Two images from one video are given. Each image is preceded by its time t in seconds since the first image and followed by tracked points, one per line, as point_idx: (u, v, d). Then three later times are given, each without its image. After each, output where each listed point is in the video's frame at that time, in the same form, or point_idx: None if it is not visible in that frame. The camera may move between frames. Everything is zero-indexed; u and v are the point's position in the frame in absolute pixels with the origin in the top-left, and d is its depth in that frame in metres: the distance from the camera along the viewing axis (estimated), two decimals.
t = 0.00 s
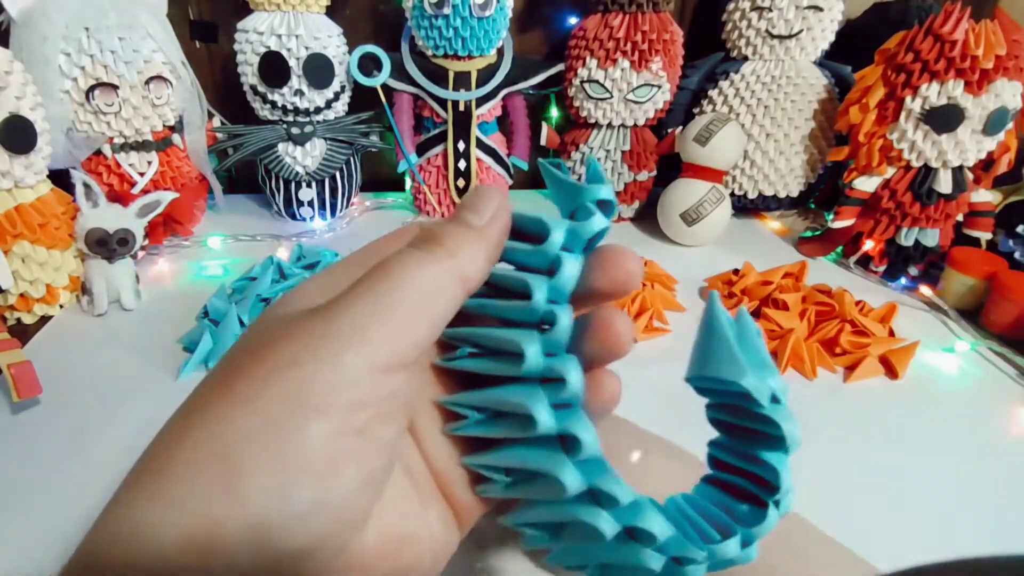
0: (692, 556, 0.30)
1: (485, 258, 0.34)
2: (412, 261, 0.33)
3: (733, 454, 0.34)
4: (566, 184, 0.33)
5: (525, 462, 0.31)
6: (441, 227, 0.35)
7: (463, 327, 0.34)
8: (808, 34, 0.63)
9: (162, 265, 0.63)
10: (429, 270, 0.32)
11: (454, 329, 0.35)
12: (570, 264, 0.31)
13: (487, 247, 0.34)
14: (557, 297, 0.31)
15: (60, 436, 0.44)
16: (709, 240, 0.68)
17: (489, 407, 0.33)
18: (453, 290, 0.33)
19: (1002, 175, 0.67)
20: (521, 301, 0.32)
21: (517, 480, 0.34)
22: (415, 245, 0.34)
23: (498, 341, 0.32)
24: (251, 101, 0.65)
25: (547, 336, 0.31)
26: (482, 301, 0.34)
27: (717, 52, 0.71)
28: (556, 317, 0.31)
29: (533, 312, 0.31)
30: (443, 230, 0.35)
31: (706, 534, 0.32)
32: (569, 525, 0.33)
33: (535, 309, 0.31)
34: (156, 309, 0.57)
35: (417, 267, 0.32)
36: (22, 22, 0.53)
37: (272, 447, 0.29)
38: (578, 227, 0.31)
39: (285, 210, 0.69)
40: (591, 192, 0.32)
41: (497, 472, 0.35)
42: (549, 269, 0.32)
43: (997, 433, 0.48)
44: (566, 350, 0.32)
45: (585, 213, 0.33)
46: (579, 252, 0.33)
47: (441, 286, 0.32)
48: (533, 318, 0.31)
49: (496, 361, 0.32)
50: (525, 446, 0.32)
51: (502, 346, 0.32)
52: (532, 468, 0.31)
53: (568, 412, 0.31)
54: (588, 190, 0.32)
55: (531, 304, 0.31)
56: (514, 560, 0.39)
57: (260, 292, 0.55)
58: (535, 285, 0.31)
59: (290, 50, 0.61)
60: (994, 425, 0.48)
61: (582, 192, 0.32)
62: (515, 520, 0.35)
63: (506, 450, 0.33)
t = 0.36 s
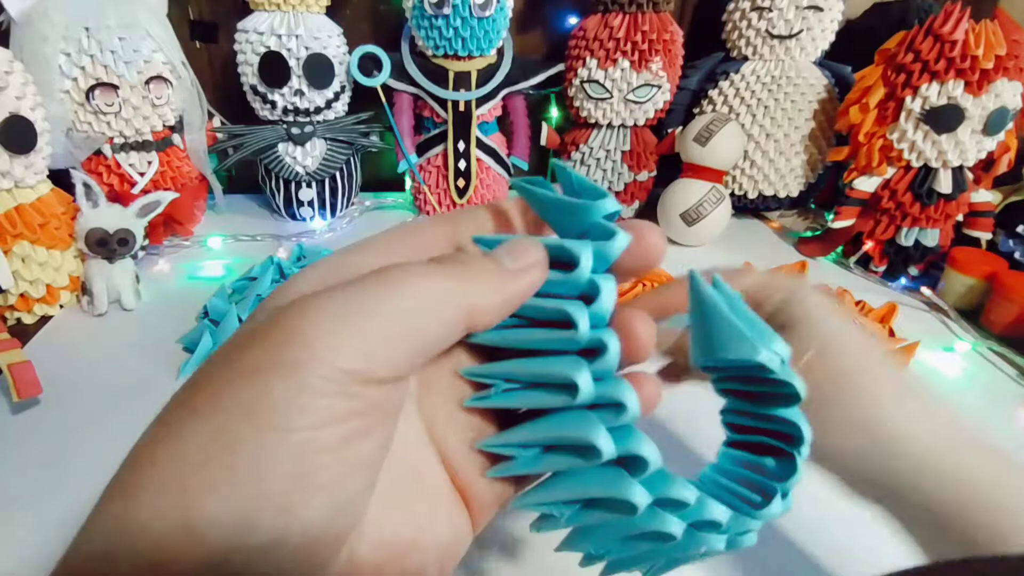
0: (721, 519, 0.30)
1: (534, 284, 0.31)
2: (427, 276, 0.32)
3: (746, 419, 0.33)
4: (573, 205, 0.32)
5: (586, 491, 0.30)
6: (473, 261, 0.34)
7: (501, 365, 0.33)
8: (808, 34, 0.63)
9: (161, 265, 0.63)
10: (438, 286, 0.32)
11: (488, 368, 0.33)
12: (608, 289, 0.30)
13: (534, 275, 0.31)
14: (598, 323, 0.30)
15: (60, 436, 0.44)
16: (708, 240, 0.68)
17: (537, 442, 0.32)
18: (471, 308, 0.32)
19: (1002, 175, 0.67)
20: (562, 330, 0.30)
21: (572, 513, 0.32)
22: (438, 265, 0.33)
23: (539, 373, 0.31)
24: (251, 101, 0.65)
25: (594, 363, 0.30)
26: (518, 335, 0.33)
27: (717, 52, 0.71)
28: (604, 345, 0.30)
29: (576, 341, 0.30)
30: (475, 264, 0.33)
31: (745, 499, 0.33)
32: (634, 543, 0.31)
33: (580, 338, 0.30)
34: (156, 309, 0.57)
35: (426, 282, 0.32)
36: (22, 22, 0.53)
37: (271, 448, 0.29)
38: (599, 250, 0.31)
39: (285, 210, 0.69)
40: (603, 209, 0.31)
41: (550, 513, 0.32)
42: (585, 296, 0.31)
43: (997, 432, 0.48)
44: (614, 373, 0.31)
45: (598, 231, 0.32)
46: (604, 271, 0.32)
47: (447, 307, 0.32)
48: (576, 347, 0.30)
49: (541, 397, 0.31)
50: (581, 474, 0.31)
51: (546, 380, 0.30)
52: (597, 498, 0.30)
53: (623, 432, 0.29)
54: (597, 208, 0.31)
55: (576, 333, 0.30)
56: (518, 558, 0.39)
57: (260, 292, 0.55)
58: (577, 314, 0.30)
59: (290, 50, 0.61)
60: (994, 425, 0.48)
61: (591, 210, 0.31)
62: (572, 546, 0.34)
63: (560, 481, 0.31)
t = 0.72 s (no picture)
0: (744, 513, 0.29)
1: (546, 267, 0.30)
2: (459, 289, 0.30)
3: (763, 402, 0.32)
4: (592, 229, 0.31)
5: (602, 502, 0.29)
6: (487, 250, 0.32)
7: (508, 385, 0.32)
8: (808, 34, 0.64)
9: (162, 265, 0.63)
10: (474, 298, 0.30)
11: (498, 390, 0.33)
12: (611, 308, 0.29)
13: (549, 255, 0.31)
14: (600, 341, 0.29)
15: (60, 436, 0.44)
16: (709, 240, 0.68)
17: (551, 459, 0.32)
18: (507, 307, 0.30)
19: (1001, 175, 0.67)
20: (563, 347, 0.29)
21: (596, 520, 0.32)
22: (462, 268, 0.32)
23: (542, 391, 0.30)
24: (251, 101, 0.65)
25: (595, 379, 0.29)
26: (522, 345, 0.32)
27: (717, 52, 0.71)
28: (602, 362, 0.28)
29: (576, 357, 0.29)
30: (491, 252, 0.32)
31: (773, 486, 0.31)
32: (660, 544, 0.31)
33: (579, 356, 0.28)
34: (156, 309, 0.57)
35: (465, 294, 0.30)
36: (22, 22, 0.53)
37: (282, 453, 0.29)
38: (610, 272, 0.29)
39: (285, 210, 0.69)
40: (619, 233, 0.30)
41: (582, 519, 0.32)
42: (591, 314, 0.30)
43: (998, 433, 0.48)
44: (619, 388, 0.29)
45: (615, 254, 0.30)
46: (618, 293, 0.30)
47: (487, 315, 0.30)
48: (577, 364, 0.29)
49: (543, 415, 0.30)
50: (598, 486, 0.30)
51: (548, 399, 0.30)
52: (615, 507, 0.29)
53: (634, 445, 0.28)
54: (615, 232, 0.30)
55: (574, 351, 0.28)
56: (520, 558, 0.39)
57: (260, 293, 0.56)
58: (577, 330, 0.28)
59: (290, 50, 0.61)
60: (995, 425, 0.48)
61: (608, 235, 0.30)
62: (604, 546, 0.34)
63: (583, 492, 0.31)
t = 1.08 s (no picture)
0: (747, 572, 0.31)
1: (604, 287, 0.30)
2: (516, 310, 0.30)
3: (782, 467, 0.34)
4: (619, 279, 0.31)
5: (606, 543, 0.31)
6: (539, 267, 0.32)
7: (524, 416, 0.32)
8: (808, 34, 0.64)
9: (162, 265, 0.63)
10: (532, 320, 0.30)
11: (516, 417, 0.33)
12: (631, 357, 0.29)
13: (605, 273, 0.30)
14: (618, 390, 0.29)
15: (60, 436, 0.44)
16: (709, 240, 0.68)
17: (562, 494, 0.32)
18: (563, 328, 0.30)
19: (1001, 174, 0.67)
20: (581, 390, 0.30)
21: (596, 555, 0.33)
22: (517, 288, 0.32)
23: (560, 432, 0.30)
24: (251, 101, 0.65)
25: (611, 427, 0.29)
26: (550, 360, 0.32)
27: (717, 52, 0.71)
28: (618, 412, 0.29)
29: (593, 404, 0.29)
30: (541, 271, 0.32)
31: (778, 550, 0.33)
32: None
33: (598, 402, 0.29)
34: (155, 309, 0.57)
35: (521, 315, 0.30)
36: (22, 22, 0.53)
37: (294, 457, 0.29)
38: (635, 324, 0.30)
39: (285, 210, 0.70)
40: (644, 284, 0.30)
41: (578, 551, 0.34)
42: (610, 360, 0.30)
43: (997, 433, 0.48)
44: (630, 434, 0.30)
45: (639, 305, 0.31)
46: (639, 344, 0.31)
47: (543, 334, 0.30)
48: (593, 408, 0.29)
49: (558, 450, 0.30)
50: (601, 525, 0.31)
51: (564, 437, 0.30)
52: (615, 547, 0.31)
53: (641, 494, 0.30)
54: (641, 284, 0.30)
55: (592, 397, 0.29)
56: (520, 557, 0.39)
57: (260, 293, 0.56)
58: (597, 378, 0.29)
59: (290, 50, 0.61)
60: (994, 425, 0.48)
61: (632, 287, 0.31)
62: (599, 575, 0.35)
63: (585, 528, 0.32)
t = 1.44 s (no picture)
0: None
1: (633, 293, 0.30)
2: (544, 313, 0.29)
3: (827, 534, 0.32)
4: (652, 287, 0.30)
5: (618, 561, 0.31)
6: (569, 272, 0.31)
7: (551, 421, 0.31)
8: (808, 34, 0.64)
9: (162, 265, 0.63)
10: (562, 324, 0.29)
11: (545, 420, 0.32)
12: (657, 370, 0.28)
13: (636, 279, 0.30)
14: (641, 404, 0.28)
15: (60, 436, 0.44)
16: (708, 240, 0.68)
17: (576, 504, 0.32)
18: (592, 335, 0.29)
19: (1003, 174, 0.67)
20: (604, 401, 0.29)
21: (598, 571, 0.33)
22: (545, 292, 0.31)
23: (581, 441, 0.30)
24: (251, 101, 0.65)
25: (630, 444, 0.29)
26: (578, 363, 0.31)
27: (717, 52, 0.71)
28: (639, 426, 0.28)
29: (614, 417, 0.28)
30: (572, 277, 0.31)
31: None
32: None
33: (619, 416, 0.28)
34: (155, 309, 0.57)
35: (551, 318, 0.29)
36: (22, 22, 0.53)
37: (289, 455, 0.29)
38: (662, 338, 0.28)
39: (285, 210, 0.70)
40: (677, 293, 0.29)
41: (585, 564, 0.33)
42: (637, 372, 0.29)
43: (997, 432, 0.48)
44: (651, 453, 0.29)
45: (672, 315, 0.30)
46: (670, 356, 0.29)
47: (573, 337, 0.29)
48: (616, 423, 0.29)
49: (575, 462, 0.30)
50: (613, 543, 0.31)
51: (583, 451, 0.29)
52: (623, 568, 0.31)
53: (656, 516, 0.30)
54: (674, 293, 0.29)
55: (613, 410, 0.28)
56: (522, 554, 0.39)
57: (260, 293, 0.56)
58: (618, 391, 0.28)
59: (290, 50, 0.61)
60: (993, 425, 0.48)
61: (664, 296, 0.29)
62: None
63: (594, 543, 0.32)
